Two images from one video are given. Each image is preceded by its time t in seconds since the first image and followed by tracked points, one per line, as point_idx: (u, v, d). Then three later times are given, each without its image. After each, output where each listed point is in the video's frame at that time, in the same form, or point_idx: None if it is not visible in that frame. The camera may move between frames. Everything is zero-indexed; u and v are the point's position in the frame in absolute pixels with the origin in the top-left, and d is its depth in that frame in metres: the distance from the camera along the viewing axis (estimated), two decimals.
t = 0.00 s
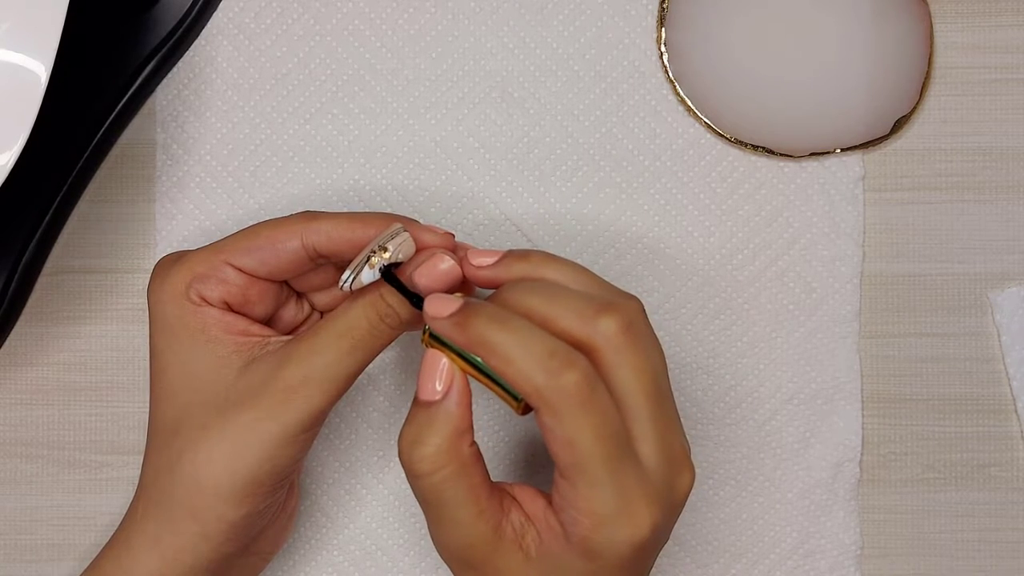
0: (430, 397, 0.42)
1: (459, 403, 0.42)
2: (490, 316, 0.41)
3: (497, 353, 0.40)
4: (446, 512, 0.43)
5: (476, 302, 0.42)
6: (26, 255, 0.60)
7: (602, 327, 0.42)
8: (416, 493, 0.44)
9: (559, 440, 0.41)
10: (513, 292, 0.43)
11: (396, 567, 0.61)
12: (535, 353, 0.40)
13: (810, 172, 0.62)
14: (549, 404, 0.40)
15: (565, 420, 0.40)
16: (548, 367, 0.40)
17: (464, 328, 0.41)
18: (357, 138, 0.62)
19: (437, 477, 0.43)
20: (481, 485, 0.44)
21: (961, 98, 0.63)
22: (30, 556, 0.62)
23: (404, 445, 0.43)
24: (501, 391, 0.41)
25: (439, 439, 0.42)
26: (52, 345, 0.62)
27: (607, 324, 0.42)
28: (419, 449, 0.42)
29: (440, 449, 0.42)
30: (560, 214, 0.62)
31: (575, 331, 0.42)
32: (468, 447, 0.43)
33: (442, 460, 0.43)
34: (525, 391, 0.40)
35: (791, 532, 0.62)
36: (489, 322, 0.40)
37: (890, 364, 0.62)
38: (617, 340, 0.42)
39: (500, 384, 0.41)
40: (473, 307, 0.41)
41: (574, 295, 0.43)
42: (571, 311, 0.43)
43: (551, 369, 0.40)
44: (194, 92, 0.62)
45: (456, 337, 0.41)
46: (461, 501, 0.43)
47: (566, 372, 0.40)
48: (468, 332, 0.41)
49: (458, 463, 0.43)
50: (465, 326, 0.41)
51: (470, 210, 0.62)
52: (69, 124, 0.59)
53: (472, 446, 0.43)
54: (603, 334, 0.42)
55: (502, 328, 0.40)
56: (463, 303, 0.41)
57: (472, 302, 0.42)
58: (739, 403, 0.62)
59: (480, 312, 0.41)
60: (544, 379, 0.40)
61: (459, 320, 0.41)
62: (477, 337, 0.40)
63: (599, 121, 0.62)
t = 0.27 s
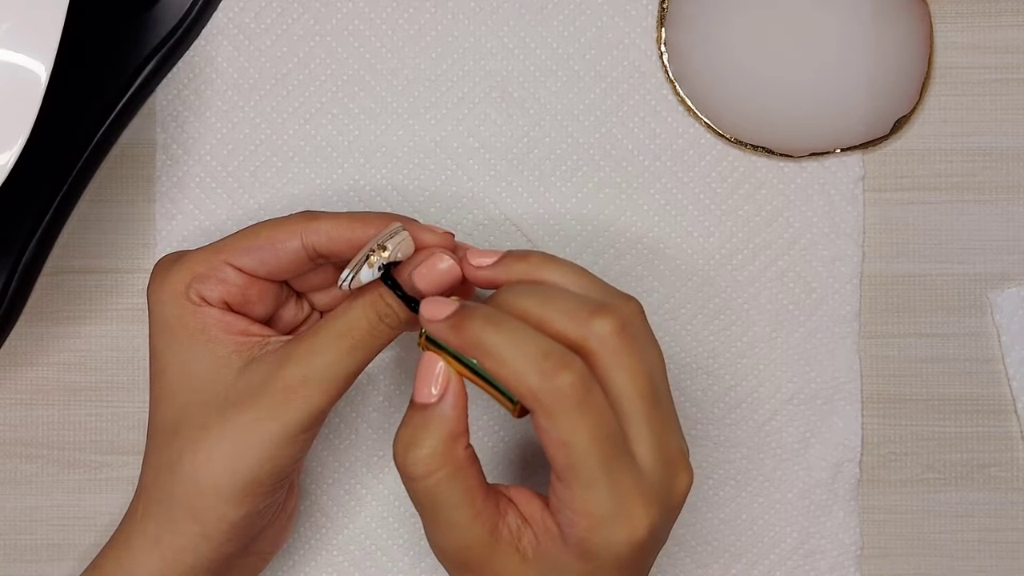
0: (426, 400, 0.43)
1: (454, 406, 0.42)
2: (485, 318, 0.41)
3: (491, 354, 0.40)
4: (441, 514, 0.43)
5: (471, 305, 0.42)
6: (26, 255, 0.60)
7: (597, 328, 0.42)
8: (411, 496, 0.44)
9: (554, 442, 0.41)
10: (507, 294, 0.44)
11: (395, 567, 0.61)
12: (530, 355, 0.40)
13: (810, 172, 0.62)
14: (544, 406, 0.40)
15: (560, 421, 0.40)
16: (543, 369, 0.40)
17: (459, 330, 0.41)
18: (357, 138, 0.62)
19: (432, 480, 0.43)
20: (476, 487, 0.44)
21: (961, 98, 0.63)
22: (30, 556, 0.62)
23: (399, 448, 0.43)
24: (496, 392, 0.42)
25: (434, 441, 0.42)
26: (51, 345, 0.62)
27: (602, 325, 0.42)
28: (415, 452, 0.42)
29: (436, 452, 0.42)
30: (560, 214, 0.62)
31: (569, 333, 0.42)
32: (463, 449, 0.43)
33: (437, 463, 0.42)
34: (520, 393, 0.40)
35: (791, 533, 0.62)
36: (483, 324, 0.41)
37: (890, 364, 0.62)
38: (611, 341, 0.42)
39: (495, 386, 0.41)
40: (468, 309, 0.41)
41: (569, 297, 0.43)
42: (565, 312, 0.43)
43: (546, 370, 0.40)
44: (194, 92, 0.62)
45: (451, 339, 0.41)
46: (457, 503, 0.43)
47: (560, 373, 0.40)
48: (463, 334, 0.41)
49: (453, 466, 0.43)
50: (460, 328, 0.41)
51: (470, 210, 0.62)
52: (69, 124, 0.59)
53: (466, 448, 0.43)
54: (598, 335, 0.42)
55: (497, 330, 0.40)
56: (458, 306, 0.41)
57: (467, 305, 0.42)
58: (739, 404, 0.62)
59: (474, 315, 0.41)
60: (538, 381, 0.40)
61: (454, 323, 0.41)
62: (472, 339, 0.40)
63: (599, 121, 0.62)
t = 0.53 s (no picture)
0: (430, 397, 0.42)
1: (459, 402, 0.42)
2: (490, 314, 0.41)
3: (497, 350, 0.40)
4: (443, 510, 0.43)
5: (475, 301, 0.42)
6: (26, 256, 0.60)
7: (602, 325, 0.42)
8: (414, 492, 0.44)
9: (558, 437, 0.41)
10: (513, 292, 0.44)
11: (396, 566, 0.61)
12: (535, 350, 0.40)
13: (810, 172, 0.62)
14: (549, 401, 0.40)
15: (564, 417, 0.40)
16: (547, 364, 0.40)
17: (464, 325, 0.41)
18: (357, 138, 0.62)
19: (434, 477, 0.43)
20: (477, 485, 0.44)
21: (962, 97, 0.63)
22: (30, 556, 0.62)
23: (402, 445, 0.43)
24: (501, 388, 0.42)
25: (437, 438, 0.42)
26: (51, 345, 0.62)
27: (607, 323, 0.42)
28: (418, 449, 0.42)
29: (439, 448, 0.42)
30: (560, 214, 0.62)
31: (574, 329, 0.42)
32: (467, 447, 0.43)
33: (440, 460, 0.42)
34: (525, 389, 0.40)
35: (791, 533, 0.62)
36: (489, 319, 0.40)
37: (890, 363, 0.62)
38: (616, 339, 0.42)
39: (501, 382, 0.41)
40: (473, 305, 0.41)
41: (574, 294, 0.43)
42: (570, 309, 0.43)
43: (551, 366, 0.40)
44: (194, 92, 0.62)
45: (457, 334, 0.41)
46: (459, 500, 0.43)
47: (564, 369, 0.40)
48: (468, 329, 0.41)
49: (455, 463, 0.43)
50: (465, 323, 0.41)
51: (470, 210, 0.62)
52: (69, 125, 0.59)
53: (470, 446, 0.43)
54: (603, 332, 0.42)
55: (502, 326, 0.40)
56: (463, 303, 0.41)
57: (472, 301, 0.42)
58: (739, 403, 0.62)
59: (479, 311, 0.41)
60: (543, 377, 0.40)
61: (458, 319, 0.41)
62: (477, 334, 0.40)
63: (599, 121, 0.62)
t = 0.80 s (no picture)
0: (450, 393, 0.42)
1: (479, 400, 0.42)
2: (518, 309, 0.41)
3: (524, 344, 0.40)
4: (460, 507, 0.43)
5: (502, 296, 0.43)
6: (26, 256, 0.60)
7: (626, 322, 0.42)
8: (430, 489, 0.44)
9: (582, 432, 0.41)
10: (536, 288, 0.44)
11: (397, 567, 0.61)
12: (563, 344, 0.40)
13: (810, 172, 0.62)
14: (576, 395, 0.40)
15: (590, 412, 0.40)
16: (577, 359, 0.40)
17: (493, 318, 0.41)
18: (357, 139, 0.62)
19: (454, 474, 0.43)
20: (495, 483, 0.43)
21: (961, 98, 0.63)
22: (30, 557, 0.62)
23: (422, 441, 0.43)
24: (525, 386, 0.41)
25: (457, 435, 0.42)
26: (51, 345, 0.62)
27: (631, 320, 0.43)
28: (438, 445, 0.42)
29: (459, 444, 0.42)
30: (560, 214, 0.62)
31: (598, 326, 0.43)
32: (486, 444, 0.43)
33: (460, 457, 0.42)
34: (551, 383, 0.41)
35: (791, 533, 0.62)
36: (517, 314, 0.41)
37: (890, 364, 0.62)
38: (640, 336, 0.42)
39: (525, 378, 0.41)
40: (500, 300, 0.42)
41: (598, 291, 0.44)
42: (595, 306, 0.43)
43: (581, 360, 0.40)
44: (194, 92, 0.62)
45: (485, 328, 0.41)
46: (476, 497, 0.43)
47: (592, 364, 0.40)
48: (496, 322, 0.41)
49: (475, 460, 0.43)
50: (493, 317, 0.41)
51: (471, 210, 0.62)
52: (69, 125, 0.59)
53: (489, 444, 0.43)
54: (627, 329, 0.42)
55: (531, 320, 0.41)
56: (488, 298, 0.42)
57: (499, 296, 0.42)
58: (739, 404, 0.62)
59: (507, 304, 0.42)
60: (572, 371, 0.40)
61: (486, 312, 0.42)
62: (506, 327, 0.41)
63: (599, 121, 0.62)
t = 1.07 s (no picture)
0: (434, 397, 0.42)
1: (463, 404, 0.42)
2: (498, 313, 0.41)
3: (505, 349, 0.40)
4: (448, 513, 0.43)
5: (481, 299, 0.42)
6: (26, 255, 0.60)
7: (605, 324, 0.42)
8: (418, 494, 0.44)
9: (566, 437, 0.41)
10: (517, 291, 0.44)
11: (396, 566, 0.61)
12: (543, 349, 0.40)
13: (810, 172, 0.62)
14: (557, 400, 0.40)
15: (572, 416, 0.40)
16: (555, 364, 0.40)
17: (472, 323, 0.41)
18: (357, 138, 0.62)
19: (440, 479, 0.43)
20: (482, 487, 0.43)
21: (961, 97, 0.63)
22: (30, 556, 0.62)
23: (407, 446, 0.43)
24: (506, 390, 0.41)
25: (442, 440, 0.42)
26: (51, 345, 0.62)
27: (610, 322, 0.42)
28: (424, 450, 0.42)
29: (444, 449, 0.42)
30: (560, 213, 0.62)
31: (578, 329, 0.43)
32: (471, 447, 0.43)
33: (445, 462, 0.42)
34: (533, 387, 0.40)
35: (791, 532, 0.62)
36: (496, 318, 0.41)
37: (890, 363, 0.62)
38: (620, 337, 0.42)
39: (506, 382, 0.41)
40: (480, 303, 0.41)
41: (576, 294, 0.43)
42: (574, 308, 0.43)
43: (559, 365, 0.40)
44: (194, 92, 0.62)
45: (464, 333, 0.41)
46: (464, 502, 0.43)
47: (572, 368, 0.40)
48: (475, 327, 0.41)
49: (460, 465, 0.43)
50: (472, 321, 0.41)
51: (471, 210, 0.62)
52: (68, 124, 0.59)
53: (475, 447, 0.43)
54: (606, 332, 0.42)
55: (510, 324, 0.41)
56: (469, 301, 0.41)
57: (478, 299, 0.42)
58: (739, 403, 0.62)
59: (487, 308, 0.41)
60: (552, 375, 0.40)
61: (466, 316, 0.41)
62: (484, 332, 0.40)
63: (599, 121, 0.62)
